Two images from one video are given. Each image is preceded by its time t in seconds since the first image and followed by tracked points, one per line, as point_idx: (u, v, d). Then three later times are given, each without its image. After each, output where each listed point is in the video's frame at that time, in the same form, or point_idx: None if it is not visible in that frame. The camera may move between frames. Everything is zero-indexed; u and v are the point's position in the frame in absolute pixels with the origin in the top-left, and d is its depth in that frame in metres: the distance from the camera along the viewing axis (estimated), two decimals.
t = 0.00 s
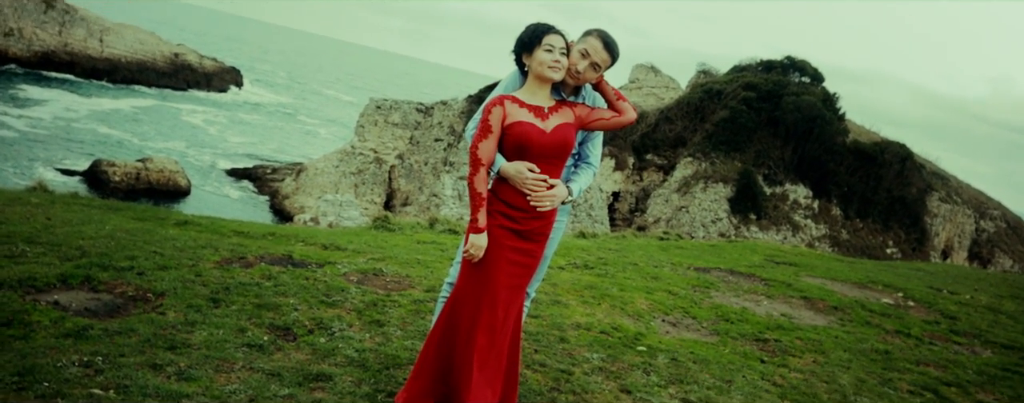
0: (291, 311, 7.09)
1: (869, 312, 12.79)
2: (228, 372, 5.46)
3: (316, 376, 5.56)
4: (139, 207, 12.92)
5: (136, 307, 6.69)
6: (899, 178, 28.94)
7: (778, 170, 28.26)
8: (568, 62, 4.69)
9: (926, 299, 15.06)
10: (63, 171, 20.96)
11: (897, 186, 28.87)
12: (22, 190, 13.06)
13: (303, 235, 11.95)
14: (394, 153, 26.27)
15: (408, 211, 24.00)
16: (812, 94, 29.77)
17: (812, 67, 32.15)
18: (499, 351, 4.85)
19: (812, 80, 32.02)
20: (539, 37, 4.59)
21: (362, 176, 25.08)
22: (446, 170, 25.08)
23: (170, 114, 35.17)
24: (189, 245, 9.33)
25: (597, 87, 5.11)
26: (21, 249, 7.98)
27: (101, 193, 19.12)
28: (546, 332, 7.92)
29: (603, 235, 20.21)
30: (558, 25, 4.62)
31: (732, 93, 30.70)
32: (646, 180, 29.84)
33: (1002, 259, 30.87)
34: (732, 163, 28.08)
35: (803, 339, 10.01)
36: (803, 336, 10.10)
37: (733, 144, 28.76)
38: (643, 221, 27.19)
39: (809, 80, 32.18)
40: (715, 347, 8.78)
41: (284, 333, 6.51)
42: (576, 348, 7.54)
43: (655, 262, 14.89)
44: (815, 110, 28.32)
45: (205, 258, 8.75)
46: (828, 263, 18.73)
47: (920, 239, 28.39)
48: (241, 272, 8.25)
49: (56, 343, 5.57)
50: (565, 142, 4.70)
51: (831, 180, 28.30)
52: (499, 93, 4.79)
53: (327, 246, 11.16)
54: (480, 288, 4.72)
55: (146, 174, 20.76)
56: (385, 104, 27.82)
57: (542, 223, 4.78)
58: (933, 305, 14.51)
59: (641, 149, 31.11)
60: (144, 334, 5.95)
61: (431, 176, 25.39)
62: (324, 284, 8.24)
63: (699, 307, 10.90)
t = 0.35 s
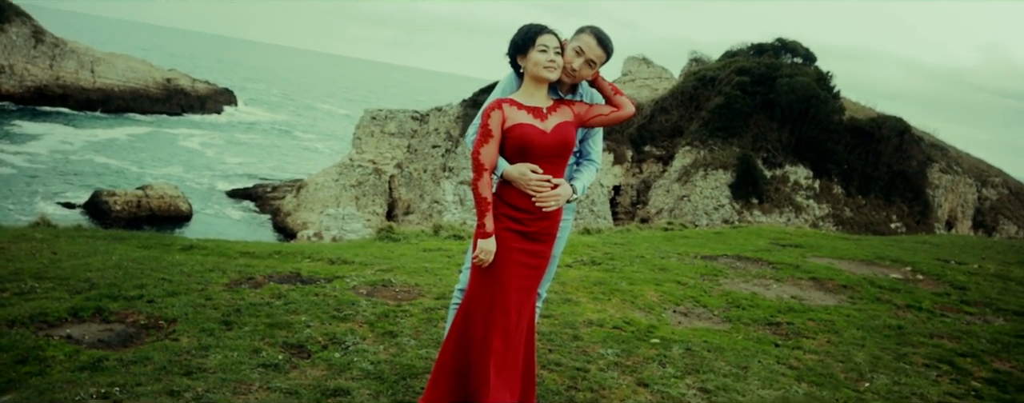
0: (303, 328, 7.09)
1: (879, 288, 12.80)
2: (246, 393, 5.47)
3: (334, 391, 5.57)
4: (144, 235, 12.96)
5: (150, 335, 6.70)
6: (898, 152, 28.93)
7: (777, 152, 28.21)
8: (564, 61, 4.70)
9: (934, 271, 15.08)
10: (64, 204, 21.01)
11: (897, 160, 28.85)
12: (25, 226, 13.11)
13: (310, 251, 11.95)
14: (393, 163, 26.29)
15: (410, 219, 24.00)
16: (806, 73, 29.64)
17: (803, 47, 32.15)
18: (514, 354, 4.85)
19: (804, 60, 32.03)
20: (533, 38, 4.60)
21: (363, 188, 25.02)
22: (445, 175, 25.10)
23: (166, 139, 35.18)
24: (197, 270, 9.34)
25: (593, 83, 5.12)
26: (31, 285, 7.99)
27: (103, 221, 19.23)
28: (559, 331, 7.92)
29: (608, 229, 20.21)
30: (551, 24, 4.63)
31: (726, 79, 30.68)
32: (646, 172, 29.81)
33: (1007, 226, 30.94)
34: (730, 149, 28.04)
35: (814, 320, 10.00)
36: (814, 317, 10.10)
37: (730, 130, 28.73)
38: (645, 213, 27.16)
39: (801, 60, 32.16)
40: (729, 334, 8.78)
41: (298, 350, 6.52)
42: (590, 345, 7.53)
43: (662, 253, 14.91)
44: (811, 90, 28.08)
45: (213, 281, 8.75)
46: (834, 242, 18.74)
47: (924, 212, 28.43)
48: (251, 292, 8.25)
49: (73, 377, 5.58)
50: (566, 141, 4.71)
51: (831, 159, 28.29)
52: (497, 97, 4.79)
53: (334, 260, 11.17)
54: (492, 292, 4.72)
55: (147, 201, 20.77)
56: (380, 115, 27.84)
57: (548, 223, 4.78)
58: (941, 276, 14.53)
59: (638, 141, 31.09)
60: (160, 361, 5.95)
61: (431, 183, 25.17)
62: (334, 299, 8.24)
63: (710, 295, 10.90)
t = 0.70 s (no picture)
0: (314, 344, 7.10)
1: (886, 271, 12.80)
2: None
3: None
4: (149, 260, 12.95)
5: (162, 360, 6.71)
6: (896, 134, 28.95)
7: (775, 141, 28.21)
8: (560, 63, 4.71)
9: (940, 251, 15.07)
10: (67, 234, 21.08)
11: (896, 142, 28.88)
12: (30, 258, 13.11)
13: (316, 267, 11.93)
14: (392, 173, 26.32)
15: (413, 229, 23.99)
16: (799, 61, 29.71)
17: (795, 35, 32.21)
18: (527, 358, 4.85)
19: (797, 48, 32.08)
20: (528, 42, 4.61)
21: (363, 200, 25.19)
22: (446, 183, 25.10)
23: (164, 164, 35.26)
24: (205, 292, 9.34)
25: (591, 84, 5.13)
26: (40, 317, 7.99)
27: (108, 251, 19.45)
28: (569, 333, 7.92)
29: (611, 228, 20.18)
30: (546, 27, 4.65)
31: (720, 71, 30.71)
32: (645, 168, 29.78)
33: (1010, 201, 30.96)
34: (728, 140, 28.03)
35: (824, 307, 9.98)
36: (823, 304, 10.10)
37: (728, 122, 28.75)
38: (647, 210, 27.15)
39: (794, 48, 32.22)
40: (739, 326, 8.78)
41: (311, 367, 6.52)
42: (602, 345, 7.53)
43: (667, 249, 14.90)
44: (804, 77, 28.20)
45: (222, 302, 8.75)
46: (839, 228, 18.71)
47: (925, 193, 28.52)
48: (261, 311, 8.26)
49: None
50: (566, 142, 4.71)
51: (829, 145, 28.30)
52: (495, 102, 4.80)
53: (341, 275, 11.16)
54: (501, 298, 4.72)
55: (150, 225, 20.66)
56: (377, 126, 27.85)
57: (554, 226, 4.79)
58: (948, 256, 14.52)
59: (636, 138, 31.02)
60: (173, 385, 5.96)
61: (432, 191, 25.12)
62: (343, 313, 8.25)
63: (718, 288, 10.89)
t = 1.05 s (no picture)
0: (323, 363, 7.09)
1: (888, 254, 12.82)
2: None
3: None
4: (152, 290, 12.90)
5: (171, 389, 6.70)
6: (889, 117, 29.06)
7: (769, 132, 28.27)
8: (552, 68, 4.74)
9: (940, 231, 15.09)
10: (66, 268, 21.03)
11: (888, 125, 28.99)
12: (33, 295, 13.06)
13: (319, 286, 11.89)
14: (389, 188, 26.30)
15: (413, 242, 23.96)
16: (787, 51, 29.82)
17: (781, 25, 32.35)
18: (537, 365, 4.85)
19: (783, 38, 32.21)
20: (519, 49, 4.63)
21: (362, 217, 25.19)
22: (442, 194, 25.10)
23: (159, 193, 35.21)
24: (210, 318, 9.34)
25: (583, 86, 5.15)
26: (47, 354, 7.98)
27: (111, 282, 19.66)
28: (577, 336, 7.92)
29: (612, 228, 20.17)
30: (536, 33, 4.67)
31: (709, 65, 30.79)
32: (641, 166, 29.75)
33: (1006, 177, 31.08)
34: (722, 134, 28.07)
35: (828, 294, 10.00)
36: (827, 291, 10.12)
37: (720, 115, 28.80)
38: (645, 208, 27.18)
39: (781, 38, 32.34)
40: (746, 318, 8.79)
41: (321, 387, 6.51)
42: (610, 346, 7.53)
43: (669, 246, 14.90)
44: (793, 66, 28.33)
45: (228, 327, 8.75)
46: (838, 214, 18.72)
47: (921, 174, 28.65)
48: (267, 334, 8.25)
49: None
50: (563, 146, 4.73)
51: (822, 132, 28.39)
52: (490, 111, 4.82)
53: (345, 293, 11.15)
54: (507, 305, 4.72)
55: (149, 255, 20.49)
56: (371, 142, 27.85)
57: (555, 231, 4.80)
58: (949, 236, 14.53)
59: (630, 137, 31.00)
60: None
61: (429, 203, 25.04)
62: (350, 331, 8.25)
63: (721, 282, 10.91)
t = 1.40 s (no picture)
0: (334, 377, 7.09)
1: (891, 237, 12.81)
2: None
3: None
4: (158, 313, 12.89)
5: None
6: (883, 99, 29.10)
7: (764, 121, 28.28)
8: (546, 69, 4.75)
9: (941, 210, 15.07)
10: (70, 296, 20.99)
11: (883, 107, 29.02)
12: (39, 325, 13.06)
13: (324, 300, 11.88)
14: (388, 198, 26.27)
15: (415, 251, 23.94)
16: (778, 39, 29.84)
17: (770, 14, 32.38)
18: (548, 366, 4.86)
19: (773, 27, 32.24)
20: (512, 53, 4.64)
21: (363, 228, 25.10)
22: (442, 201, 25.09)
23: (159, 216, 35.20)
24: (218, 338, 9.34)
25: (578, 86, 5.17)
26: (58, 383, 7.98)
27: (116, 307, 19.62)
28: (585, 335, 7.92)
29: (613, 226, 20.17)
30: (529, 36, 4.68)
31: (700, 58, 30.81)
32: (638, 162, 29.72)
33: (1003, 153, 31.10)
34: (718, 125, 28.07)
35: (834, 279, 10.00)
36: (832, 276, 10.12)
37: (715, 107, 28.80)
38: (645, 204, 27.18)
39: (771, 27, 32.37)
40: (752, 308, 8.79)
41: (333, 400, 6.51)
42: (620, 343, 7.53)
43: (671, 240, 14.90)
44: (784, 54, 28.35)
45: (236, 346, 8.75)
46: (838, 199, 18.71)
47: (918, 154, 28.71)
48: (276, 351, 8.25)
49: None
50: (561, 146, 4.74)
51: (818, 118, 28.42)
52: (486, 116, 4.82)
53: (351, 305, 11.15)
54: (515, 309, 4.73)
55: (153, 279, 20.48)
56: (367, 154, 27.84)
57: (558, 231, 4.81)
58: (950, 214, 14.52)
59: (626, 133, 30.97)
60: None
61: (429, 211, 25.06)
62: (359, 343, 8.24)
63: (726, 273, 10.90)
